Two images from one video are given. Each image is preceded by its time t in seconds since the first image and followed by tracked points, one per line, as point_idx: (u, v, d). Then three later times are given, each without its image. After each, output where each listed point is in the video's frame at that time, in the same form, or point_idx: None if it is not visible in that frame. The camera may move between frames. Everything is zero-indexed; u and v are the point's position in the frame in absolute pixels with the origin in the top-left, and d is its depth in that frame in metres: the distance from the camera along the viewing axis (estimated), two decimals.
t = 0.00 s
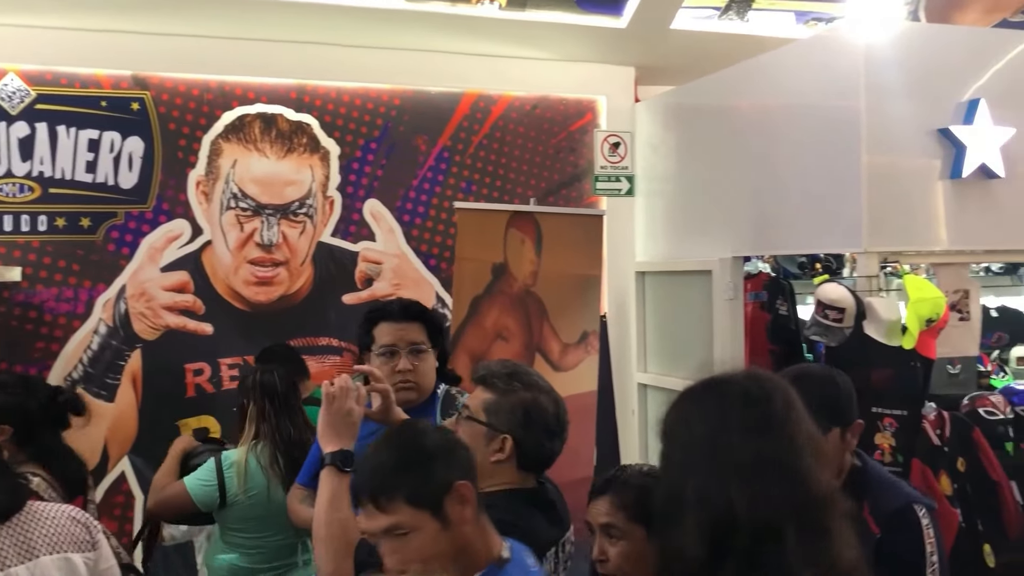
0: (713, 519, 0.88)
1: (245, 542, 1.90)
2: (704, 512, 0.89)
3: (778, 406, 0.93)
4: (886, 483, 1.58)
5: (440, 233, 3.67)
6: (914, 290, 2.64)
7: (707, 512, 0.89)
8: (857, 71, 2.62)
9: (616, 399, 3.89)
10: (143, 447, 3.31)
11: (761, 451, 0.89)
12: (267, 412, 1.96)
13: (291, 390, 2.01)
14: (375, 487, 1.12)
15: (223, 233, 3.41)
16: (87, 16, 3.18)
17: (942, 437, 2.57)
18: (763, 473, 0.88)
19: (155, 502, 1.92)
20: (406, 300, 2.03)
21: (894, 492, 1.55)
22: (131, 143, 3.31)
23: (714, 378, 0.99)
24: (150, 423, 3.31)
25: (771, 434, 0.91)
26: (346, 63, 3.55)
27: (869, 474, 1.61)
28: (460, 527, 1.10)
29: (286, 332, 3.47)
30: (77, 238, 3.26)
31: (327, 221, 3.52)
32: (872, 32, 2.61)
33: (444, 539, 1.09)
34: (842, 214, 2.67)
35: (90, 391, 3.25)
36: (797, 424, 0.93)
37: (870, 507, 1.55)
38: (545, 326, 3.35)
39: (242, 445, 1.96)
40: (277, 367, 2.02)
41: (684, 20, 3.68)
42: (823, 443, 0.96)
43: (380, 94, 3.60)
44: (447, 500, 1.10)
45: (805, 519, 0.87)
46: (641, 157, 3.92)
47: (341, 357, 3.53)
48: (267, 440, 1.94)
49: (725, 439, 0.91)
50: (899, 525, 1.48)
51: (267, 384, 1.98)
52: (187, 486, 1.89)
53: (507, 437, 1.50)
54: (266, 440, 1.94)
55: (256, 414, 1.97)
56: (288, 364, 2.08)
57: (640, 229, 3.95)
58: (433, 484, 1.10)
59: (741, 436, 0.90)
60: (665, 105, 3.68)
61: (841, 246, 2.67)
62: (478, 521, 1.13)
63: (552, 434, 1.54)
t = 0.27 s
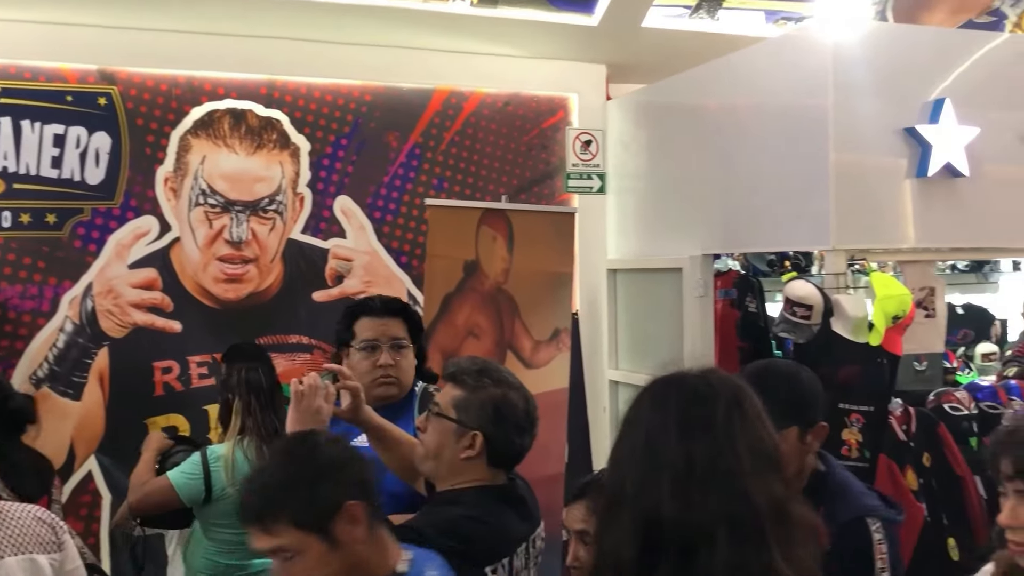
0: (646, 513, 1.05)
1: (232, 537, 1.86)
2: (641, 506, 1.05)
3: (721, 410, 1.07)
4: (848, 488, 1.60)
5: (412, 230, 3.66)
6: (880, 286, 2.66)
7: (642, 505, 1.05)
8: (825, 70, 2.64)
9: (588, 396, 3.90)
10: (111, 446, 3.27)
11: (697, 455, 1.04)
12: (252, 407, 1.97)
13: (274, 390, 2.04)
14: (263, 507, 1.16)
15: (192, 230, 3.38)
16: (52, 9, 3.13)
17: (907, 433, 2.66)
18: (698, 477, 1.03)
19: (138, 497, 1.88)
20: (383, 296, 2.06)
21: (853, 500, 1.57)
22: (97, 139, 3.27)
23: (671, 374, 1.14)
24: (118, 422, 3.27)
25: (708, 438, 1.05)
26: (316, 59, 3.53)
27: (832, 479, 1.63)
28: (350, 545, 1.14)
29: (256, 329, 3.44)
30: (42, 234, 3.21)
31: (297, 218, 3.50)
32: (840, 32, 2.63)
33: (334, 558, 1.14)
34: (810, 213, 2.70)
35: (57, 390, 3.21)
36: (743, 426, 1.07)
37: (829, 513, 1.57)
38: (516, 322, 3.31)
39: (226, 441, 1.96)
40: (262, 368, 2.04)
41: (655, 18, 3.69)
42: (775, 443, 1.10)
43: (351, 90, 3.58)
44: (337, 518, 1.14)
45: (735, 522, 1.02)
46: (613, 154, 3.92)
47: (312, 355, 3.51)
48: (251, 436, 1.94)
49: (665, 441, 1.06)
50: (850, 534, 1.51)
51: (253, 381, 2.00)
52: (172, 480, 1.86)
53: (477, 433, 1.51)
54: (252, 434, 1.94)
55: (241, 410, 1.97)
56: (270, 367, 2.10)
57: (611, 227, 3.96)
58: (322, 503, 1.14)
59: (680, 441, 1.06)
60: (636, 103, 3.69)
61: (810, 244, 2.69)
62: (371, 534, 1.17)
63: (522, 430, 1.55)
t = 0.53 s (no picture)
0: (607, 511, 1.07)
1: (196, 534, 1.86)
2: (603, 504, 1.08)
3: (686, 409, 1.09)
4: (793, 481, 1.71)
5: (381, 226, 3.64)
6: (846, 282, 2.71)
7: (604, 503, 1.08)
8: (792, 68, 2.66)
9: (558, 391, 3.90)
10: (76, 444, 3.23)
11: (660, 455, 1.06)
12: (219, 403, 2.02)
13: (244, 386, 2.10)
14: (103, 530, 1.04)
15: (159, 225, 3.34)
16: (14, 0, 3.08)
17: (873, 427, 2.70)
18: (660, 476, 1.05)
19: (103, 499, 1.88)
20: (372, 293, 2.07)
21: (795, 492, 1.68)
22: (61, 132, 3.22)
23: (640, 371, 1.16)
24: (83, 419, 3.23)
25: (671, 440, 1.07)
26: (285, 53, 3.50)
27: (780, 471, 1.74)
28: (202, 562, 1.03)
29: (224, 326, 3.41)
30: (5, 229, 3.15)
31: (265, 213, 3.47)
32: (808, 30, 2.65)
33: None
34: (777, 209, 2.72)
35: (20, 387, 3.16)
36: (708, 425, 1.09)
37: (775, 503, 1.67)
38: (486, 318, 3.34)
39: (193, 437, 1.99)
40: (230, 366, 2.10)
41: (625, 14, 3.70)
42: (742, 443, 1.12)
43: (320, 85, 3.56)
44: (180, 537, 1.02)
45: (695, 525, 1.03)
46: (583, 151, 3.92)
47: (280, 351, 3.49)
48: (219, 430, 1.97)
49: (628, 439, 1.09)
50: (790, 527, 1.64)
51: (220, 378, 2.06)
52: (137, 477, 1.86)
53: (445, 429, 1.50)
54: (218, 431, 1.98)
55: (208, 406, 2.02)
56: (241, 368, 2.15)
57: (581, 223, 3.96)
58: (160, 523, 1.02)
59: (643, 439, 1.08)
60: (607, 100, 3.70)
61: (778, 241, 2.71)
62: (227, 544, 1.06)
63: (490, 426, 1.54)
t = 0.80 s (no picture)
0: (579, 507, 1.08)
1: (146, 536, 1.90)
2: (575, 499, 1.09)
3: (662, 407, 1.10)
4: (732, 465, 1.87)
5: (351, 222, 3.63)
6: (813, 278, 2.72)
7: (576, 499, 1.09)
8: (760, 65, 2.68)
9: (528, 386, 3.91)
10: (39, 442, 3.18)
11: (634, 453, 1.07)
12: (180, 404, 1.96)
13: (206, 382, 2.03)
14: None
15: (124, 220, 3.29)
16: None
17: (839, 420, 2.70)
18: (633, 473, 1.07)
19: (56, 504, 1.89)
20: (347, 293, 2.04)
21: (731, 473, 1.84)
22: (24, 126, 3.16)
23: (617, 364, 1.16)
24: (47, 417, 3.18)
25: (646, 437, 1.08)
26: (253, 47, 3.47)
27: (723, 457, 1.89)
28: (30, 567, 1.10)
29: (192, 322, 3.38)
30: None
31: (233, 209, 3.44)
32: (776, 27, 2.67)
33: None
34: (745, 205, 2.74)
35: None
36: (684, 423, 1.09)
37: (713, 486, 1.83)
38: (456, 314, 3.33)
39: (152, 436, 1.96)
40: (193, 361, 2.04)
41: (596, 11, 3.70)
42: (715, 438, 1.12)
43: (289, 80, 3.53)
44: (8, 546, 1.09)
45: (665, 522, 1.05)
46: (553, 147, 3.90)
47: (248, 348, 3.46)
48: (177, 433, 1.93)
49: (603, 436, 1.10)
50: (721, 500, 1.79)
51: (181, 375, 2.00)
52: (90, 481, 1.86)
53: (409, 426, 1.50)
54: (178, 433, 1.93)
55: (168, 405, 1.97)
56: (205, 359, 2.09)
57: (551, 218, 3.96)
58: None
59: (618, 436, 1.09)
60: (577, 96, 3.70)
61: (746, 237, 2.73)
62: (57, 549, 1.13)
63: (455, 422, 1.54)
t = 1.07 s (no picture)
0: (562, 497, 1.17)
1: (105, 537, 1.96)
2: (557, 490, 1.17)
3: (638, 403, 1.19)
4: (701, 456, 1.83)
5: (323, 218, 3.60)
6: (783, 274, 2.75)
7: (559, 490, 1.17)
8: (731, 62, 2.68)
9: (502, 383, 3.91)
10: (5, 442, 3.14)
11: (614, 445, 1.16)
12: (141, 404, 2.00)
13: (169, 380, 2.07)
14: None
15: (92, 217, 3.25)
16: None
17: (809, 416, 2.71)
18: (614, 465, 1.15)
19: (19, 502, 1.96)
20: (315, 290, 2.04)
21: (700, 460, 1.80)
22: None
23: (595, 363, 1.24)
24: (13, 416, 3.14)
25: (626, 431, 1.17)
26: (223, 42, 3.43)
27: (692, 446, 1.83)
28: None
29: (161, 320, 3.34)
30: None
31: (203, 205, 3.41)
32: (748, 24, 2.68)
33: None
34: (717, 202, 2.75)
35: None
36: (656, 418, 1.19)
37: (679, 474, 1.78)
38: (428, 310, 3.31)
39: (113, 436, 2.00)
40: (155, 360, 2.07)
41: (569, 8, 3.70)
42: (688, 433, 1.22)
43: (260, 75, 3.50)
44: None
45: (643, 510, 1.14)
46: (526, 141, 3.90)
47: (219, 345, 3.43)
48: (139, 432, 1.98)
49: (583, 431, 1.17)
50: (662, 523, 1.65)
51: (144, 374, 2.04)
52: (50, 483, 1.92)
53: (374, 424, 1.50)
54: (139, 433, 1.98)
55: (130, 404, 2.01)
56: (170, 356, 2.13)
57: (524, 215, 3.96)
58: None
59: (598, 430, 1.17)
60: (550, 92, 3.70)
61: (717, 233, 2.74)
62: None
63: (419, 421, 1.54)
